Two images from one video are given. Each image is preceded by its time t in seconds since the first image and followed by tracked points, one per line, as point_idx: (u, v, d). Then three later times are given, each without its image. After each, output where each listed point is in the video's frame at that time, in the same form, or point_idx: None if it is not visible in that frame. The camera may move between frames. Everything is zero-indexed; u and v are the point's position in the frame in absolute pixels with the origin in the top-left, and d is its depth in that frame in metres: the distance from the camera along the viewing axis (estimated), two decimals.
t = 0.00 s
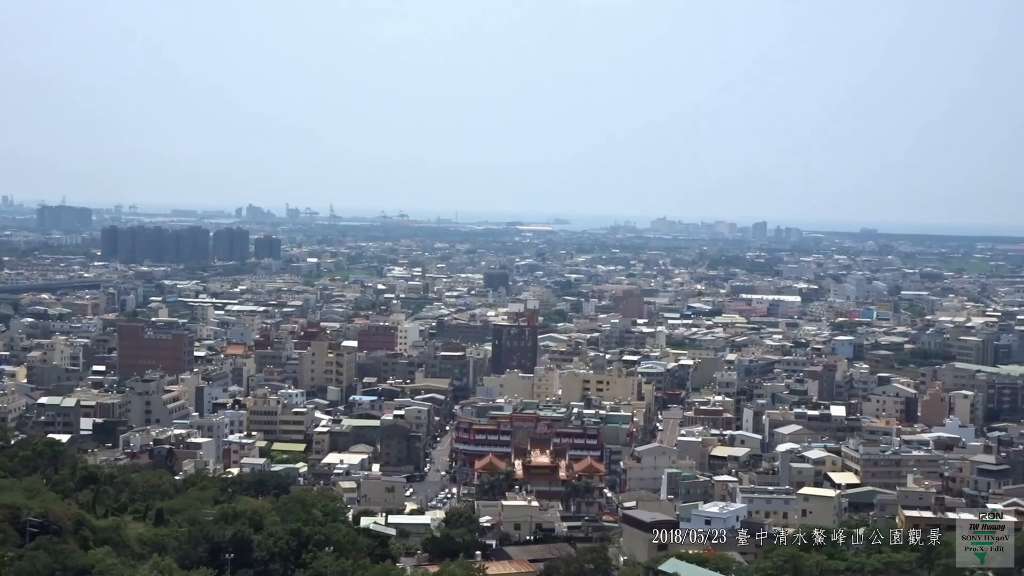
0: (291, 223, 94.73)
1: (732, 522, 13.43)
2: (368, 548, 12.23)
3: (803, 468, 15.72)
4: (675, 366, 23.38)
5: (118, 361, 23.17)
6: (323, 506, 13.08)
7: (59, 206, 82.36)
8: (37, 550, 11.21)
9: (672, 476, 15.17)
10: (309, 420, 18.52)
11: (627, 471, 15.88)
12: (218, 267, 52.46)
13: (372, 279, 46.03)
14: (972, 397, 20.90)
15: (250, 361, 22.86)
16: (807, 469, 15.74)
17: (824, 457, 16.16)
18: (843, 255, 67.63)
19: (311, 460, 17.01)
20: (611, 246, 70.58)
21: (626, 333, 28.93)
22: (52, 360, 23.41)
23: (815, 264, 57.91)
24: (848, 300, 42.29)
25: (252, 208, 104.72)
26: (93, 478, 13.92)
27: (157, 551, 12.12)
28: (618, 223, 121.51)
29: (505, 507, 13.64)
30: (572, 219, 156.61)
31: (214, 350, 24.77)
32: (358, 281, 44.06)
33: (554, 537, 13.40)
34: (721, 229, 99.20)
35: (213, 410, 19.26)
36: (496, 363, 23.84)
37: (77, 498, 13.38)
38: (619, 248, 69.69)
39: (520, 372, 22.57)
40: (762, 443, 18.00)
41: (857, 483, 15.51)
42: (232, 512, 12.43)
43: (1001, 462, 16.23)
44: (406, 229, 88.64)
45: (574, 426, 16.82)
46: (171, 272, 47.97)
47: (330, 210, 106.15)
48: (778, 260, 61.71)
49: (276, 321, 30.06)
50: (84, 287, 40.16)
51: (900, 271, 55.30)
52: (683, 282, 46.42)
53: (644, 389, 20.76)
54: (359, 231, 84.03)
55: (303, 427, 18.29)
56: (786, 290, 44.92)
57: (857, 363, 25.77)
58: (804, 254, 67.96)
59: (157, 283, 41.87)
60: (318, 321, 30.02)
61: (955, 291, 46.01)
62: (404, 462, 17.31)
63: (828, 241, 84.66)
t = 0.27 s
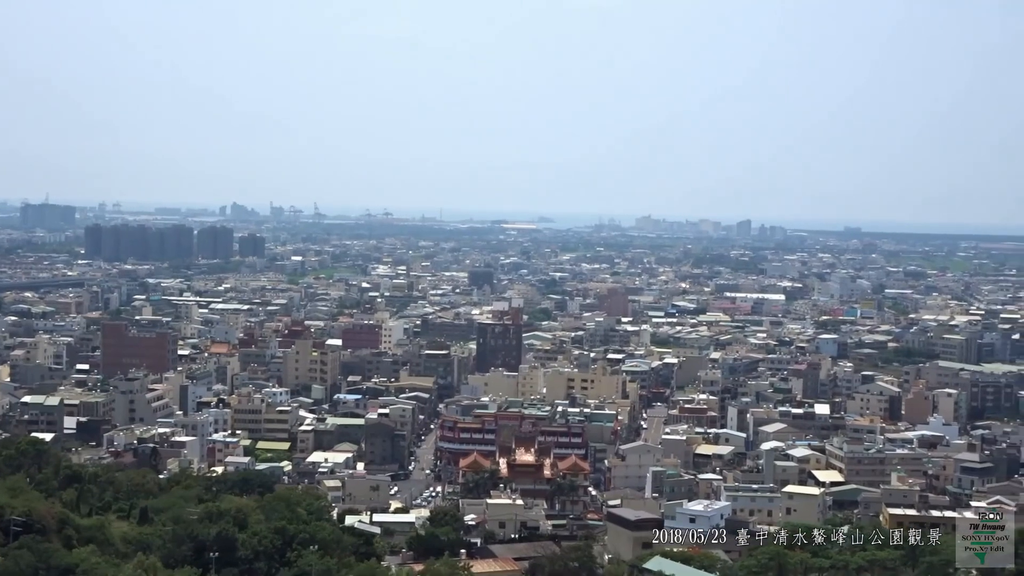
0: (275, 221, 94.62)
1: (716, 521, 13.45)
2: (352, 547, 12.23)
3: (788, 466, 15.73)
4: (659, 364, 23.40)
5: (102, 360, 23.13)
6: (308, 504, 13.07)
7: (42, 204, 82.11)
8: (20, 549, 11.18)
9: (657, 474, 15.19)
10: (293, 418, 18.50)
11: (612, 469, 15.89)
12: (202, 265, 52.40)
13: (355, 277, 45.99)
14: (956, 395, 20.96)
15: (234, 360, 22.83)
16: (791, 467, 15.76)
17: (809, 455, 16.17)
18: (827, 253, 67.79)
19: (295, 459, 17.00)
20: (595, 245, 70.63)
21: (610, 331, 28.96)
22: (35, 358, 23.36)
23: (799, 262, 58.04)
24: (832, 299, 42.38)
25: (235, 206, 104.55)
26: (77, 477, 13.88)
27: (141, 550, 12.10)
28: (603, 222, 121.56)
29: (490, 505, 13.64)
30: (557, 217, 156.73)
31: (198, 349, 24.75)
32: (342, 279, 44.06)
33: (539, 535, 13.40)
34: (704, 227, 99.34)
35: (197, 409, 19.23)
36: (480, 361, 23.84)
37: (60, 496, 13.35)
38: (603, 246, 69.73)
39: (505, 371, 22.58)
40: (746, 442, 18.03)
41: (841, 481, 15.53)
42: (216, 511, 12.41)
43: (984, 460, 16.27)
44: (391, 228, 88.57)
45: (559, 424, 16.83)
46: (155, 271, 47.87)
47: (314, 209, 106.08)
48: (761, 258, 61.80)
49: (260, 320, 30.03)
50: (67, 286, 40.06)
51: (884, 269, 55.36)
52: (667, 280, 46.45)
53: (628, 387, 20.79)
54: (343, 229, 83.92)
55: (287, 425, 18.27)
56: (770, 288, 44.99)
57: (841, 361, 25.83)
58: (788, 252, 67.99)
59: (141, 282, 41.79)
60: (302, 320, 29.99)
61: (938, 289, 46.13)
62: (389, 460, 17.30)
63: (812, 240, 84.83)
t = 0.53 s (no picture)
0: (259, 220, 94.48)
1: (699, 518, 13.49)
2: (336, 545, 12.23)
3: (771, 464, 15.78)
4: (643, 362, 23.42)
5: (85, 358, 23.10)
6: (292, 502, 13.07)
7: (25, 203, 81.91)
8: (3, 548, 11.16)
9: (641, 471, 15.20)
10: (277, 417, 18.49)
11: (595, 467, 15.91)
12: (185, 264, 52.30)
13: (340, 276, 46.03)
14: (938, 392, 21.02)
15: (218, 358, 22.81)
16: (774, 465, 15.80)
17: (792, 452, 16.21)
18: (810, 251, 67.89)
19: (279, 457, 16.98)
20: (580, 243, 70.69)
21: (593, 330, 29.00)
22: (18, 357, 23.31)
23: (782, 260, 58.14)
24: (815, 297, 42.47)
25: (218, 204, 104.38)
26: (60, 475, 13.86)
27: (124, 549, 12.08)
28: (587, 221, 121.58)
29: (474, 504, 13.65)
30: (542, 216, 156.77)
31: (182, 347, 24.71)
32: (326, 277, 44.07)
33: (523, 533, 13.42)
34: (688, 226, 99.38)
35: (180, 408, 19.21)
36: (464, 359, 23.84)
37: (43, 495, 13.32)
38: (586, 244, 69.82)
39: (489, 369, 22.59)
40: (730, 440, 18.07)
41: (824, 478, 15.58)
42: (200, 510, 12.39)
43: (967, 457, 16.32)
44: (375, 226, 88.52)
45: (543, 422, 16.85)
46: (139, 269, 47.81)
47: (298, 207, 105.97)
48: (744, 256, 61.88)
49: (244, 318, 30.02)
50: (50, 285, 39.98)
51: (867, 267, 55.49)
52: (651, 279, 46.53)
53: (612, 385, 20.80)
54: (326, 228, 83.86)
55: (271, 424, 18.26)
56: (754, 286, 45.06)
57: (824, 359, 25.89)
58: (771, 250, 68.15)
59: (124, 280, 41.69)
60: (286, 318, 29.96)
61: (921, 287, 46.24)
62: (372, 458, 17.30)
63: (796, 238, 84.95)
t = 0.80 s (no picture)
0: (243, 218, 94.36)
1: (683, 517, 13.51)
2: (320, 543, 12.21)
3: (755, 463, 15.79)
4: (628, 361, 23.42)
5: (69, 357, 23.05)
6: (276, 501, 13.05)
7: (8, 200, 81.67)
8: None
9: (625, 470, 15.21)
10: (261, 415, 18.45)
11: (580, 466, 15.91)
12: (169, 262, 52.19)
13: (324, 274, 45.96)
14: (922, 392, 21.06)
15: (202, 357, 22.76)
16: (758, 464, 15.81)
17: (776, 451, 16.18)
18: (794, 249, 68.01)
19: (263, 455, 16.94)
20: (565, 242, 70.73)
21: (578, 328, 28.99)
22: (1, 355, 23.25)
23: (766, 259, 58.22)
24: (799, 296, 42.53)
25: (203, 202, 104.18)
26: (43, 474, 13.81)
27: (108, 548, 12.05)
28: (571, 219, 121.55)
29: (458, 502, 13.64)
30: (526, 214, 156.83)
31: (166, 345, 24.66)
32: (310, 276, 44.04)
33: (507, 532, 13.41)
34: (673, 225, 99.45)
35: (164, 406, 19.17)
36: (449, 358, 23.82)
37: (26, 494, 13.28)
38: (571, 243, 69.83)
39: (473, 368, 22.57)
40: (714, 439, 18.08)
41: (808, 477, 15.59)
42: (184, 508, 12.37)
43: (951, 456, 16.36)
44: (360, 224, 88.44)
45: (527, 421, 16.84)
46: (122, 267, 47.68)
47: (282, 206, 105.85)
48: (729, 255, 61.96)
49: (228, 316, 29.97)
50: (34, 282, 39.89)
51: (851, 266, 55.55)
52: (636, 278, 46.54)
53: (596, 384, 20.82)
54: (311, 226, 83.75)
55: (255, 422, 18.22)
56: (738, 285, 45.08)
57: (808, 358, 25.92)
58: (755, 249, 68.20)
59: (108, 278, 41.61)
60: (270, 316, 29.92)
61: (905, 286, 46.35)
62: (357, 457, 17.28)
63: (780, 237, 85.12)
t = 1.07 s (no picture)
0: (228, 216, 94.10)
1: (669, 516, 13.53)
2: (305, 542, 12.19)
3: (740, 461, 15.81)
4: (613, 359, 23.41)
5: (54, 356, 22.99)
6: (261, 500, 13.03)
7: None
8: None
9: (611, 468, 15.21)
10: (246, 415, 18.42)
11: (565, 465, 15.91)
12: (154, 261, 52.10)
13: (310, 273, 45.95)
14: (907, 390, 21.09)
15: (187, 356, 22.71)
16: (744, 462, 15.83)
17: (761, 450, 16.24)
18: (779, 248, 68.03)
19: (248, 454, 16.91)
20: (551, 240, 70.76)
21: (563, 327, 28.99)
22: None
23: (751, 257, 58.28)
24: (785, 294, 42.58)
25: (188, 201, 103.97)
26: (27, 474, 13.77)
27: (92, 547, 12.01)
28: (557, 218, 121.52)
29: (443, 501, 13.62)
30: (512, 213, 156.64)
31: (151, 344, 24.61)
32: (296, 274, 44.00)
33: (493, 531, 13.40)
34: (658, 223, 99.43)
35: (149, 405, 19.13)
36: (435, 357, 23.80)
37: (10, 494, 13.24)
38: (557, 241, 69.86)
39: (459, 366, 22.56)
40: (699, 437, 18.09)
41: (793, 475, 15.61)
42: (169, 508, 12.34)
43: (935, 454, 16.39)
44: (345, 223, 88.37)
45: (513, 420, 16.83)
46: (107, 266, 47.59)
47: (267, 204, 105.71)
48: (715, 253, 61.99)
49: (214, 315, 29.92)
50: (18, 281, 39.78)
51: (836, 264, 55.60)
52: (622, 276, 46.56)
53: (582, 382, 20.81)
54: (296, 224, 83.67)
55: (240, 422, 18.18)
56: (724, 283, 45.12)
57: (793, 356, 25.96)
58: (741, 247, 68.27)
59: (93, 277, 41.51)
60: (255, 315, 29.89)
61: (890, 284, 46.40)
62: (342, 455, 17.26)
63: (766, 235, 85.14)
